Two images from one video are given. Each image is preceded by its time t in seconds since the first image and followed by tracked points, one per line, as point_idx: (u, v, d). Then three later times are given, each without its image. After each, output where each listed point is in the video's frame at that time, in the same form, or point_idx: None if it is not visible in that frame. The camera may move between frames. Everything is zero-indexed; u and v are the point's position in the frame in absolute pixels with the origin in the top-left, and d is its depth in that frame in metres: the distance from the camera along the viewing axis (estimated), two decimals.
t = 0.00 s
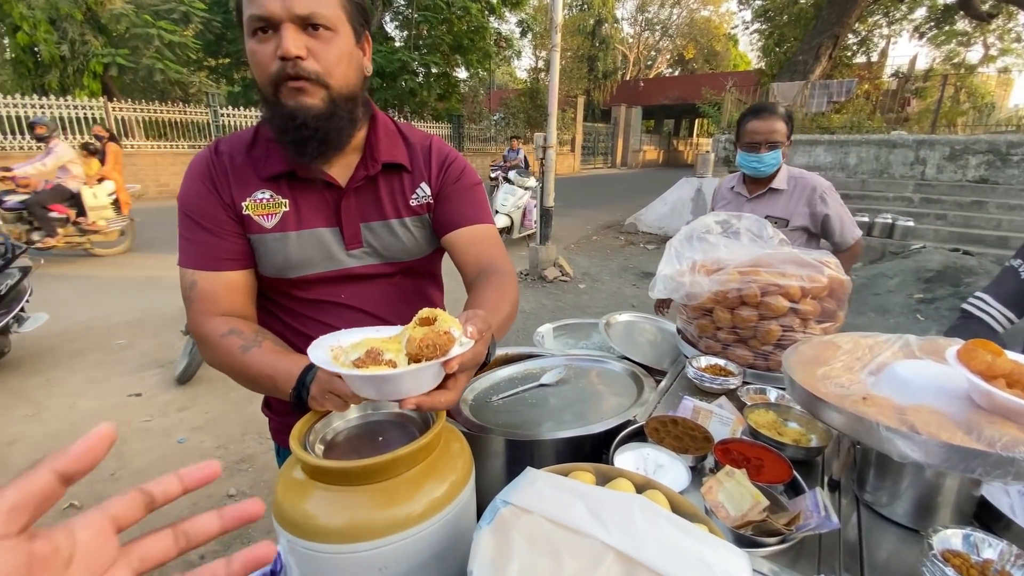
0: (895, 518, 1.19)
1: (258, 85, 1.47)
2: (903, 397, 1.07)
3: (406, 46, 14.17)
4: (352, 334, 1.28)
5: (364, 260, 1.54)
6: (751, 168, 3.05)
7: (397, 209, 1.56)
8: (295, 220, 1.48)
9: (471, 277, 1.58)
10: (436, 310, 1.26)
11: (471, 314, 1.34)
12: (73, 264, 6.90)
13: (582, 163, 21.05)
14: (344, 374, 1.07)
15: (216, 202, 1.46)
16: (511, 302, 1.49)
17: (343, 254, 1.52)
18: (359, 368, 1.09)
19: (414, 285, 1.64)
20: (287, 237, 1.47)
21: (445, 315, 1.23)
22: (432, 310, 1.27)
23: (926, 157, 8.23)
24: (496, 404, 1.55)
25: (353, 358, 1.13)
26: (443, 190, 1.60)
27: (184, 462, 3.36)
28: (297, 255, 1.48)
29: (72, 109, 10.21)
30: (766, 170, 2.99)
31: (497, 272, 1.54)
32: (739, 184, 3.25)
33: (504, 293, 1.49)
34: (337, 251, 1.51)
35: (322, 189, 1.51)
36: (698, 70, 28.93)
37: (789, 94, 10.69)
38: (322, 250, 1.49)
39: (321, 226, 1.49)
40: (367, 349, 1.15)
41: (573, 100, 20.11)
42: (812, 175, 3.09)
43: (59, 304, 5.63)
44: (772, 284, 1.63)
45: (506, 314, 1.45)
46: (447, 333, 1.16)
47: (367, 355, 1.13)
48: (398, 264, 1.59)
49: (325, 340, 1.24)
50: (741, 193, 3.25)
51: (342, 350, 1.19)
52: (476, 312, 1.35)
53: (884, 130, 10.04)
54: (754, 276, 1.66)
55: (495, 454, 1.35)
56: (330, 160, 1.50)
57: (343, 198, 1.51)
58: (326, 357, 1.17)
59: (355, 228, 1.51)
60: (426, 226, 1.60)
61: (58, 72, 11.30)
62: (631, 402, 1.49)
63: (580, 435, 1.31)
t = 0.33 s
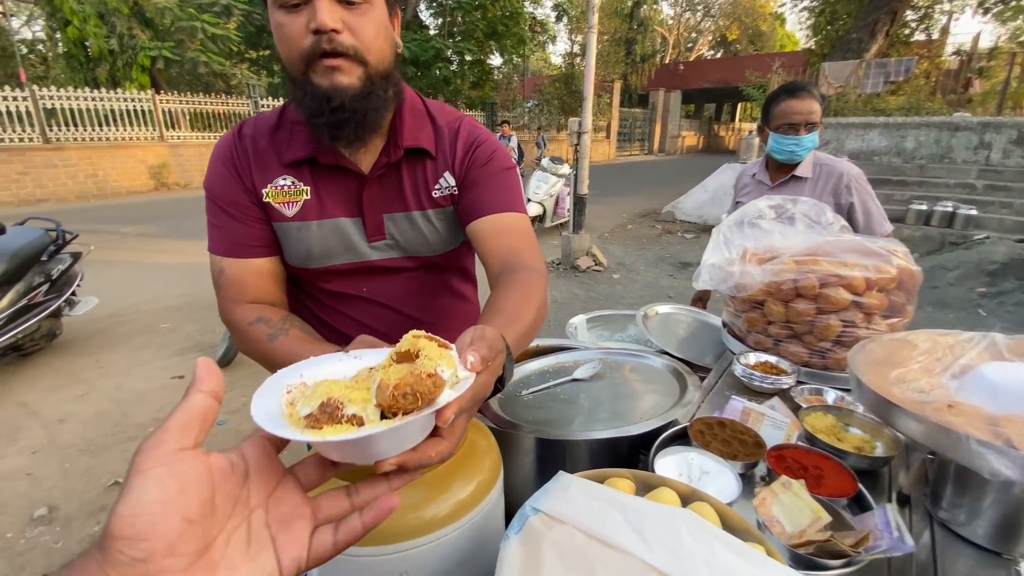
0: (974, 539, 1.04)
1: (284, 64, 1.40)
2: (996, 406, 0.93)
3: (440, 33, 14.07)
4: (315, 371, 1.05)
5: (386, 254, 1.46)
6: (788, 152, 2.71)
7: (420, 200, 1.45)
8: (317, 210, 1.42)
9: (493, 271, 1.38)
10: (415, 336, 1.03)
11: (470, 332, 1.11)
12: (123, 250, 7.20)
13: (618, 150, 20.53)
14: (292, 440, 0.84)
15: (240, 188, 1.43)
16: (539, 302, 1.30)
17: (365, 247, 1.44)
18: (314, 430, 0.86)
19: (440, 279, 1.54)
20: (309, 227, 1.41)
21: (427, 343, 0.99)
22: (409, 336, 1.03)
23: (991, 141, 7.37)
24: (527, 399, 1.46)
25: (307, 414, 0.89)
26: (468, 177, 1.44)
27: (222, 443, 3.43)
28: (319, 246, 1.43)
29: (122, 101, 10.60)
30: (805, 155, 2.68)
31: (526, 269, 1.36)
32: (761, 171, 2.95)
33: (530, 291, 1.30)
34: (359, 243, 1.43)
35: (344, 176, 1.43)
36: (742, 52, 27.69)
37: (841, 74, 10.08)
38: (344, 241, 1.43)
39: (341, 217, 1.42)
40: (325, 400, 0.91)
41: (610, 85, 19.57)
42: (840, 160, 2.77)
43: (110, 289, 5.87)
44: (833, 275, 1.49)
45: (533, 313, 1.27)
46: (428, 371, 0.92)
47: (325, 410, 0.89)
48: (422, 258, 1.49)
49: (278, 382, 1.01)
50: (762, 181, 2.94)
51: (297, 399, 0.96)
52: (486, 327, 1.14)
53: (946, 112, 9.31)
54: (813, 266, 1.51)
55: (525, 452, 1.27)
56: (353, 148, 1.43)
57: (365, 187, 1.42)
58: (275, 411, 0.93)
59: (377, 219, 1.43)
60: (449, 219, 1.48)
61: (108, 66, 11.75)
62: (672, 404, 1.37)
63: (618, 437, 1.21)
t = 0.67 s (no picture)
0: None
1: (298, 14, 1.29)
2: None
3: (468, 2, 13.66)
4: (321, 395, 0.96)
5: (414, 224, 1.38)
6: (839, 110, 2.44)
7: (448, 165, 1.35)
8: (341, 178, 1.33)
9: (529, 244, 1.28)
10: (430, 365, 0.92)
11: (501, 337, 0.99)
12: (166, 228, 7.40)
13: (652, 120, 19.76)
14: (286, 512, 0.76)
15: (263, 158, 1.35)
16: (579, 275, 1.19)
17: (392, 218, 1.36)
18: (315, 499, 0.79)
19: (471, 250, 1.45)
20: (334, 199, 1.33)
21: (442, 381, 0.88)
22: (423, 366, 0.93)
23: None
24: (567, 376, 1.37)
25: (307, 476, 0.82)
26: (499, 138, 1.32)
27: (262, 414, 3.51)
28: (346, 218, 1.35)
29: (158, 82, 10.77)
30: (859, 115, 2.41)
31: (564, 239, 1.25)
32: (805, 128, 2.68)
33: (567, 263, 1.20)
34: (386, 214, 1.35)
35: (368, 141, 1.33)
36: (786, 11, 25.99)
37: (897, 30, 9.30)
38: (370, 212, 1.35)
39: (366, 185, 1.33)
40: (326, 457, 0.83)
41: (644, 51, 18.73)
42: (898, 125, 2.49)
43: (154, 265, 6.06)
44: (913, 241, 1.34)
45: (573, 293, 1.17)
46: (444, 424, 0.82)
47: (326, 471, 0.82)
48: (453, 230, 1.41)
49: (282, 405, 0.93)
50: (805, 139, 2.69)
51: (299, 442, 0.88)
52: (519, 328, 1.01)
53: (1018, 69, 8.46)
54: (890, 231, 1.36)
55: (567, 432, 1.19)
56: (373, 106, 1.32)
57: (390, 153, 1.32)
58: (273, 459, 0.85)
59: (404, 187, 1.34)
60: (479, 185, 1.37)
61: (143, 46, 11.92)
62: (726, 383, 1.26)
63: (671, 420, 1.11)
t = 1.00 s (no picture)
0: None
1: None
2: None
3: None
4: (371, 360, 0.92)
5: (409, 156, 1.29)
6: (814, 26, 2.43)
7: (442, 88, 1.25)
8: (328, 105, 1.21)
9: (536, 168, 1.23)
10: (510, 339, 0.89)
11: (567, 264, 0.99)
12: (87, 200, 6.73)
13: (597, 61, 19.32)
14: (391, 521, 0.71)
15: (236, 84, 1.18)
16: (598, 189, 1.17)
17: (386, 148, 1.26)
18: (423, 503, 0.74)
19: (467, 182, 1.38)
20: (323, 129, 1.21)
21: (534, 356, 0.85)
22: (501, 340, 0.89)
23: (980, 26, 5.84)
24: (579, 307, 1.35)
25: (405, 477, 0.77)
26: (496, 51, 1.23)
27: (233, 386, 3.36)
28: (337, 151, 1.23)
29: (48, 35, 9.47)
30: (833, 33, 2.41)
31: (577, 153, 1.20)
32: (773, 48, 2.67)
33: (585, 180, 1.16)
34: (379, 145, 1.25)
35: (355, 62, 1.21)
36: None
37: None
38: (363, 143, 1.24)
39: (355, 112, 1.22)
40: (427, 455, 0.78)
41: None
42: (860, 49, 2.54)
43: (81, 241, 5.53)
44: (902, 150, 1.39)
45: (600, 211, 1.16)
46: (562, 417, 0.77)
47: (428, 471, 0.77)
48: (453, 161, 1.33)
49: (334, 382, 0.88)
50: (772, 58, 2.67)
51: (375, 437, 0.83)
52: (585, 251, 1.00)
53: None
54: (880, 142, 1.41)
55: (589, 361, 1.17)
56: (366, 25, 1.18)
57: (380, 76, 1.21)
58: (353, 458, 0.80)
59: (396, 114, 1.24)
60: (476, 109, 1.29)
61: None
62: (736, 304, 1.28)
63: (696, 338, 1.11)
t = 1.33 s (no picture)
0: (904, 230, 1.26)
1: None
2: (939, 106, 1.05)
3: None
4: (412, 317, 0.83)
5: (307, 44, 1.12)
6: None
7: None
8: None
9: (449, 49, 1.28)
10: (605, 288, 0.77)
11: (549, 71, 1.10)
12: None
13: None
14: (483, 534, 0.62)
15: None
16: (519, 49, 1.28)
17: (281, 36, 1.08)
18: (521, 506, 0.65)
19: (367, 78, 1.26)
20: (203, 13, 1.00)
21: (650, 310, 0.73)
22: (595, 289, 0.77)
23: None
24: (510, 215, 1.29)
25: (494, 473, 0.67)
26: None
27: (86, 386, 2.72)
28: (225, 43, 1.03)
29: None
30: None
31: (486, 26, 1.28)
32: None
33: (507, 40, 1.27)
34: (273, 30, 1.07)
35: None
36: None
37: None
38: (253, 28, 1.05)
39: None
40: (523, 444, 0.68)
41: None
42: None
43: None
44: (762, 38, 1.55)
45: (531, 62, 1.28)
46: (709, 393, 0.65)
47: (528, 466, 0.68)
48: (353, 50, 1.20)
49: (377, 350, 0.78)
50: None
51: (436, 415, 0.75)
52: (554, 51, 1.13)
53: None
54: (745, 32, 1.56)
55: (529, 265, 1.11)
56: None
57: None
58: (413, 445, 0.71)
59: None
60: None
61: None
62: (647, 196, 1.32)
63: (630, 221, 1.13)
